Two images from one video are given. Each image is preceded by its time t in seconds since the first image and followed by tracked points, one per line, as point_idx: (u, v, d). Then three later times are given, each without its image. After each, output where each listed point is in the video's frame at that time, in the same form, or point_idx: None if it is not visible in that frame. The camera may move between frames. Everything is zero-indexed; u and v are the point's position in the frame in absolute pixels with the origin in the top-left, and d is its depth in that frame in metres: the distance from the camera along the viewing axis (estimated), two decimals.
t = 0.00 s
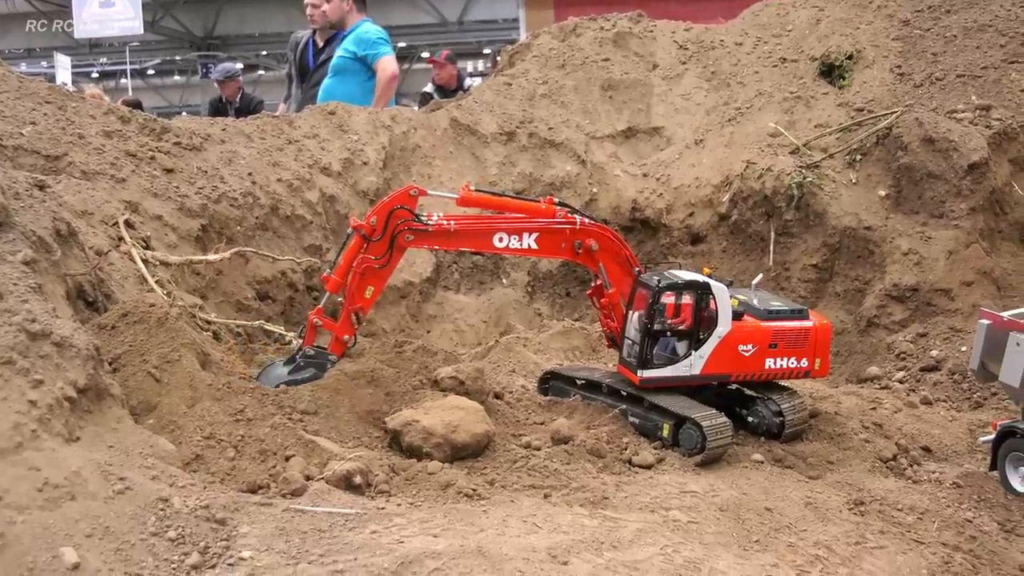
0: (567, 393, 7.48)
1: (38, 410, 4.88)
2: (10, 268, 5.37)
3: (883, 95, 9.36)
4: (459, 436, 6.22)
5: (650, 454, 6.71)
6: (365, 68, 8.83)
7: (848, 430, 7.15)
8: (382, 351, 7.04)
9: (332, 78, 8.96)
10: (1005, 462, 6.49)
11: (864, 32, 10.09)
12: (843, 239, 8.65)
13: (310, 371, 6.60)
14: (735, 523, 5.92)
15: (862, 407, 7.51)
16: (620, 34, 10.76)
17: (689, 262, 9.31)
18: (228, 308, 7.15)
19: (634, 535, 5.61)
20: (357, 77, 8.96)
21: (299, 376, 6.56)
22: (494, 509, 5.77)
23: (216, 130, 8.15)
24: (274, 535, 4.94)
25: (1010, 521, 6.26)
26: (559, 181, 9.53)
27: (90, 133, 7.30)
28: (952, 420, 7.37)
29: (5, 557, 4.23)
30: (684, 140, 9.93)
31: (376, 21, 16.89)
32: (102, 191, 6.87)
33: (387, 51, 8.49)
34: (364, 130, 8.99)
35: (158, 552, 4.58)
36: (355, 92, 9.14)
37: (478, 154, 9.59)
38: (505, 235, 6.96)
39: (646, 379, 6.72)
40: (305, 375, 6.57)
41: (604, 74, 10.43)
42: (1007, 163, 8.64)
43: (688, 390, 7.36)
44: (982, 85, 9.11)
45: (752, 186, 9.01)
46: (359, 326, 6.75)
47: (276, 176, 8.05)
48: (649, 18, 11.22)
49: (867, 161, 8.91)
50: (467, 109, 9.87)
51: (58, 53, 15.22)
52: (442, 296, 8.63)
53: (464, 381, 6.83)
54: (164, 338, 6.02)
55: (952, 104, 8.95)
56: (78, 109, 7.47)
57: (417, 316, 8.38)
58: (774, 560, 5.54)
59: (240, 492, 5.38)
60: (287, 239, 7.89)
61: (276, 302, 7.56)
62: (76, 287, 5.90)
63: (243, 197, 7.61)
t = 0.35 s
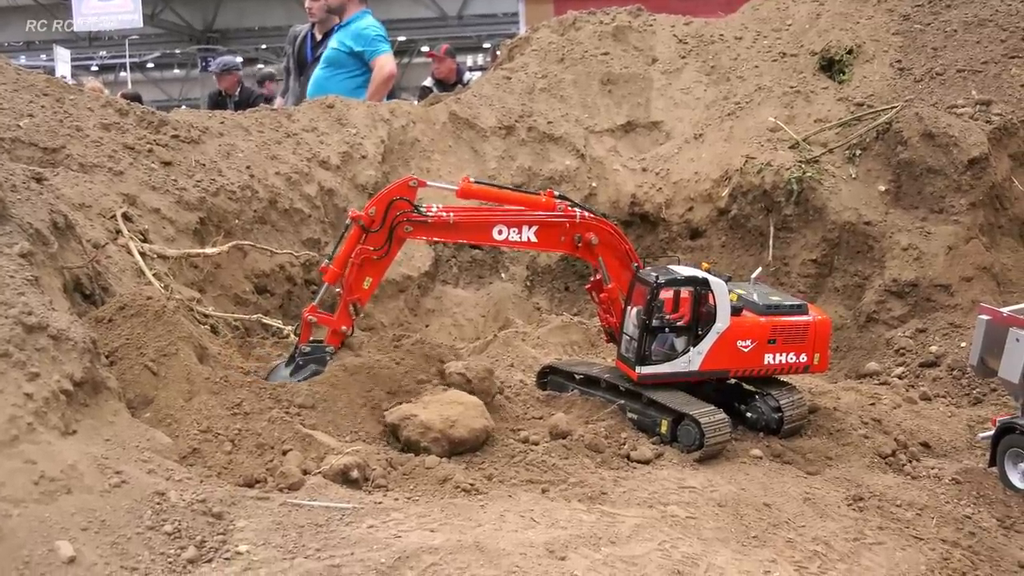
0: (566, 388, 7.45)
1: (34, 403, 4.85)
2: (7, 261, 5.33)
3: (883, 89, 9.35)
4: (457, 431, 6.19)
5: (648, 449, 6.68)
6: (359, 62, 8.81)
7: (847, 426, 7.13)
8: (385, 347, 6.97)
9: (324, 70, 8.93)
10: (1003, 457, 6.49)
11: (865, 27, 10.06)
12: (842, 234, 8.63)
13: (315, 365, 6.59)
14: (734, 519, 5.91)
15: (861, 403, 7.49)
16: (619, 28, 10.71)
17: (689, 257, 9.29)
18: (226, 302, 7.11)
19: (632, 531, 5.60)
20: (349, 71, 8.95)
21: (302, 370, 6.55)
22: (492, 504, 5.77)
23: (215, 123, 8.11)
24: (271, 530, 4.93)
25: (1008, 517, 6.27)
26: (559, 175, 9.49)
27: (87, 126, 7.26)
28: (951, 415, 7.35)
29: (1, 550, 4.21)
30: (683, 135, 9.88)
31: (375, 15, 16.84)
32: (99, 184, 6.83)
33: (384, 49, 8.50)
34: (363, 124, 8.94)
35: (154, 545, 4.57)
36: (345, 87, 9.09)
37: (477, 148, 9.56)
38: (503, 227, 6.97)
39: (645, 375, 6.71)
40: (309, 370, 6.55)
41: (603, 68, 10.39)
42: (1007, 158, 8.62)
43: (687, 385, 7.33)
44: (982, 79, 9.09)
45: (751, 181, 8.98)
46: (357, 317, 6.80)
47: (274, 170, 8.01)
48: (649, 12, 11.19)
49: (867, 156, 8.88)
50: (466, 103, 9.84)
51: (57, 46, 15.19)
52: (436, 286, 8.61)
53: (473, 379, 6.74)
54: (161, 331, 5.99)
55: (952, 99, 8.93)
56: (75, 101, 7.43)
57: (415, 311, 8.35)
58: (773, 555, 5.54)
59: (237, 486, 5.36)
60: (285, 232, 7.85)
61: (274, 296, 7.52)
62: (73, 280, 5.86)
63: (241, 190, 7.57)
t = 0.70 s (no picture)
0: (563, 386, 7.43)
1: (28, 401, 4.82)
2: (2, 258, 5.30)
3: (881, 88, 9.35)
4: (454, 431, 6.16)
5: (646, 449, 6.66)
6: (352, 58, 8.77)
7: (845, 425, 7.11)
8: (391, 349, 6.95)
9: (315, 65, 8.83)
10: (1002, 457, 6.51)
11: (863, 26, 10.06)
12: (840, 233, 8.62)
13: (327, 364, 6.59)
14: (731, 519, 5.89)
15: (859, 402, 7.47)
16: (617, 26, 10.69)
17: (686, 256, 9.26)
18: (223, 300, 7.06)
19: (630, 531, 5.58)
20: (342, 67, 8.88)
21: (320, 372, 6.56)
22: (489, 503, 5.75)
23: (211, 120, 8.07)
24: (267, 529, 4.90)
25: (1006, 516, 6.28)
26: (556, 174, 9.47)
27: (83, 123, 7.22)
28: (949, 415, 7.33)
29: None
30: (681, 134, 9.84)
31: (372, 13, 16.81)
32: (95, 182, 6.79)
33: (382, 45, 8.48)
34: (361, 122, 8.91)
35: (149, 545, 4.54)
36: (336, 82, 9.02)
37: (475, 147, 9.53)
38: (502, 223, 6.97)
39: (642, 374, 6.68)
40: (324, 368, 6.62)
41: (601, 67, 10.37)
42: (1005, 158, 8.61)
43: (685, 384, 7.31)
44: (981, 79, 9.08)
45: (749, 180, 8.97)
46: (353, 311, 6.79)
47: (271, 168, 7.98)
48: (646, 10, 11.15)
49: (865, 155, 8.88)
50: (463, 101, 9.81)
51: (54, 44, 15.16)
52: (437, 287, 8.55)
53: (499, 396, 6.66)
54: (157, 330, 5.96)
55: (950, 98, 8.92)
56: (71, 99, 7.40)
57: (412, 309, 8.32)
58: (771, 555, 5.53)
59: (233, 485, 5.34)
60: (282, 230, 7.82)
61: (271, 294, 7.48)
62: (68, 278, 5.83)
63: (238, 188, 7.54)
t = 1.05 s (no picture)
0: (557, 386, 7.44)
1: (21, 403, 4.83)
2: None
3: (874, 87, 9.36)
4: (448, 431, 6.17)
5: (639, 448, 6.67)
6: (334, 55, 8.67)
7: (838, 424, 7.13)
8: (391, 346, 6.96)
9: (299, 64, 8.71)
10: (994, 456, 6.58)
11: (856, 25, 10.07)
12: (833, 233, 8.63)
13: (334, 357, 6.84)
14: (725, 518, 5.91)
15: (852, 401, 7.49)
16: (611, 26, 10.69)
17: (680, 256, 9.27)
18: (216, 301, 7.05)
19: (624, 531, 5.60)
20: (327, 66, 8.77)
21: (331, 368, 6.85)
22: (483, 504, 5.76)
23: (205, 121, 8.07)
24: (261, 530, 4.91)
25: (998, 515, 6.33)
26: (550, 173, 9.47)
27: (76, 124, 7.22)
28: (942, 414, 7.35)
29: None
30: (675, 133, 9.86)
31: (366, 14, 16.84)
32: (88, 183, 6.79)
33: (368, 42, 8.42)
34: (354, 122, 8.91)
35: (142, 547, 4.55)
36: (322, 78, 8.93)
37: (468, 147, 9.52)
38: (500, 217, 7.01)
39: (636, 374, 6.69)
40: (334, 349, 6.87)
41: (595, 66, 10.36)
42: (998, 157, 8.61)
43: (679, 384, 7.31)
44: (973, 77, 9.06)
45: (742, 179, 8.98)
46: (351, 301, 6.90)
47: (264, 168, 7.97)
48: (640, 10, 11.16)
49: (858, 154, 8.89)
50: (457, 101, 9.81)
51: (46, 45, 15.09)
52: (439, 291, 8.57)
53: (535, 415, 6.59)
54: (151, 331, 5.96)
55: (943, 97, 8.92)
56: (64, 99, 7.39)
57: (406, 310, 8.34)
58: (764, 554, 5.55)
59: (226, 486, 5.35)
60: (276, 231, 7.81)
61: (265, 294, 7.47)
62: (62, 279, 5.83)
63: (231, 189, 7.53)
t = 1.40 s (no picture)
0: (538, 386, 7.46)
1: None
2: None
3: (854, 87, 9.39)
4: (428, 431, 6.20)
5: (620, 447, 6.71)
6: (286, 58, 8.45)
7: (817, 422, 7.17)
8: (377, 325, 6.82)
9: (253, 63, 8.49)
10: (971, 452, 6.70)
11: (836, 25, 10.12)
12: (815, 231, 8.65)
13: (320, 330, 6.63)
14: (704, 516, 5.95)
15: (832, 399, 7.53)
16: (593, 27, 10.73)
17: (662, 255, 9.29)
18: (198, 302, 7.06)
19: (603, 529, 5.63)
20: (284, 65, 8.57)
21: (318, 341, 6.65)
22: (463, 503, 5.80)
23: (186, 122, 8.07)
24: (240, 531, 4.93)
25: (976, 511, 6.40)
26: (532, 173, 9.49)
27: (57, 125, 7.24)
28: (922, 411, 7.40)
29: None
30: (657, 133, 9.91)
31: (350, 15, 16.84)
32: (69, 184, 6.80)
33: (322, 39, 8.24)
34: (336, 123, 8.97)
35: (121, 548, 4.57)
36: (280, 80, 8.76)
37: (451, 147, 9.54)
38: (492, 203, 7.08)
39: (616, 372, 6.70)
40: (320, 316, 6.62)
41: (577, 67, 10.41)
42: (977, 156, 8.65)
43: (659, 383, 7.34)
44: (953, 77, 9.06)
45: (724, 178, 9.01)
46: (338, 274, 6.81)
47: (246, 169, 7.98)
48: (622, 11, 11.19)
49: (839, 153, 8.93)
50: (440, 102, 9.73)
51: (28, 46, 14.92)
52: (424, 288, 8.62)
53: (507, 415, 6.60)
54: (131, 333, 5.98)
55: (922, 96, 8.96)
56: (45, 101, 7.40)
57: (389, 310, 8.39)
58: (743, 551, 5.60)
59: (206, 487, 5.37)
60: (258, 232, 7.81)
61: (247, 296, 7.48)
62: (41, 281, 5.85)
63: (212, 190, 7.54)
